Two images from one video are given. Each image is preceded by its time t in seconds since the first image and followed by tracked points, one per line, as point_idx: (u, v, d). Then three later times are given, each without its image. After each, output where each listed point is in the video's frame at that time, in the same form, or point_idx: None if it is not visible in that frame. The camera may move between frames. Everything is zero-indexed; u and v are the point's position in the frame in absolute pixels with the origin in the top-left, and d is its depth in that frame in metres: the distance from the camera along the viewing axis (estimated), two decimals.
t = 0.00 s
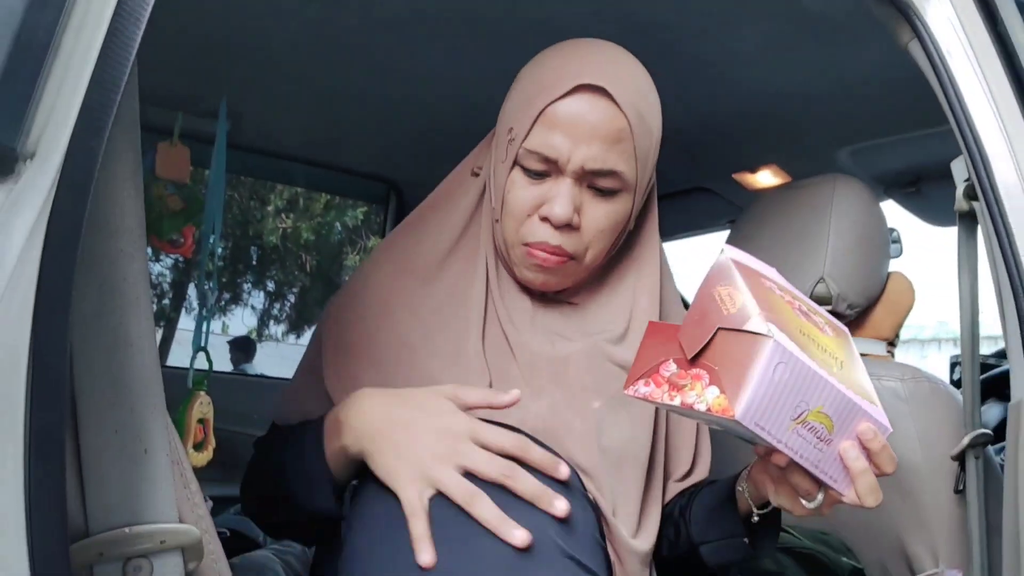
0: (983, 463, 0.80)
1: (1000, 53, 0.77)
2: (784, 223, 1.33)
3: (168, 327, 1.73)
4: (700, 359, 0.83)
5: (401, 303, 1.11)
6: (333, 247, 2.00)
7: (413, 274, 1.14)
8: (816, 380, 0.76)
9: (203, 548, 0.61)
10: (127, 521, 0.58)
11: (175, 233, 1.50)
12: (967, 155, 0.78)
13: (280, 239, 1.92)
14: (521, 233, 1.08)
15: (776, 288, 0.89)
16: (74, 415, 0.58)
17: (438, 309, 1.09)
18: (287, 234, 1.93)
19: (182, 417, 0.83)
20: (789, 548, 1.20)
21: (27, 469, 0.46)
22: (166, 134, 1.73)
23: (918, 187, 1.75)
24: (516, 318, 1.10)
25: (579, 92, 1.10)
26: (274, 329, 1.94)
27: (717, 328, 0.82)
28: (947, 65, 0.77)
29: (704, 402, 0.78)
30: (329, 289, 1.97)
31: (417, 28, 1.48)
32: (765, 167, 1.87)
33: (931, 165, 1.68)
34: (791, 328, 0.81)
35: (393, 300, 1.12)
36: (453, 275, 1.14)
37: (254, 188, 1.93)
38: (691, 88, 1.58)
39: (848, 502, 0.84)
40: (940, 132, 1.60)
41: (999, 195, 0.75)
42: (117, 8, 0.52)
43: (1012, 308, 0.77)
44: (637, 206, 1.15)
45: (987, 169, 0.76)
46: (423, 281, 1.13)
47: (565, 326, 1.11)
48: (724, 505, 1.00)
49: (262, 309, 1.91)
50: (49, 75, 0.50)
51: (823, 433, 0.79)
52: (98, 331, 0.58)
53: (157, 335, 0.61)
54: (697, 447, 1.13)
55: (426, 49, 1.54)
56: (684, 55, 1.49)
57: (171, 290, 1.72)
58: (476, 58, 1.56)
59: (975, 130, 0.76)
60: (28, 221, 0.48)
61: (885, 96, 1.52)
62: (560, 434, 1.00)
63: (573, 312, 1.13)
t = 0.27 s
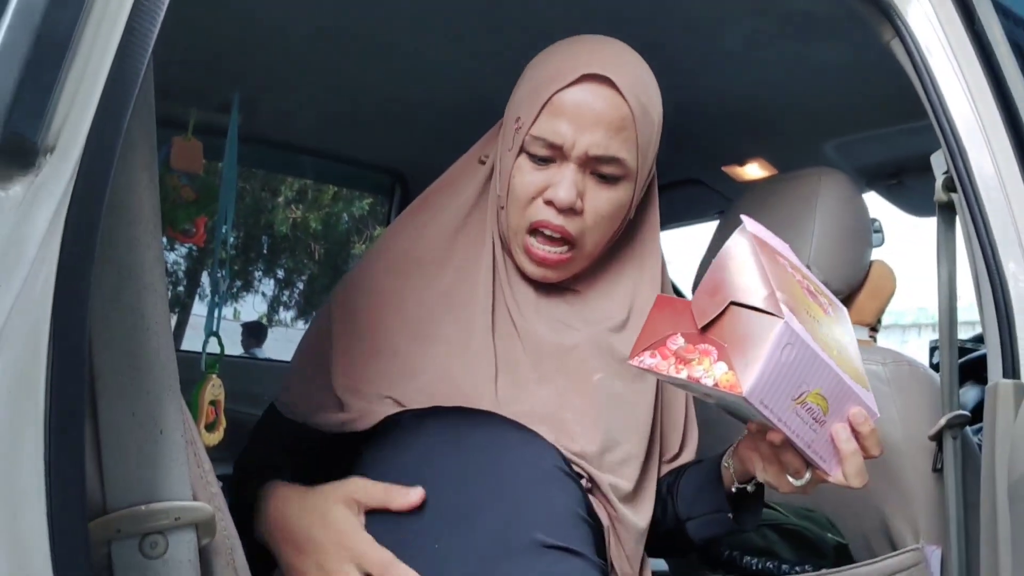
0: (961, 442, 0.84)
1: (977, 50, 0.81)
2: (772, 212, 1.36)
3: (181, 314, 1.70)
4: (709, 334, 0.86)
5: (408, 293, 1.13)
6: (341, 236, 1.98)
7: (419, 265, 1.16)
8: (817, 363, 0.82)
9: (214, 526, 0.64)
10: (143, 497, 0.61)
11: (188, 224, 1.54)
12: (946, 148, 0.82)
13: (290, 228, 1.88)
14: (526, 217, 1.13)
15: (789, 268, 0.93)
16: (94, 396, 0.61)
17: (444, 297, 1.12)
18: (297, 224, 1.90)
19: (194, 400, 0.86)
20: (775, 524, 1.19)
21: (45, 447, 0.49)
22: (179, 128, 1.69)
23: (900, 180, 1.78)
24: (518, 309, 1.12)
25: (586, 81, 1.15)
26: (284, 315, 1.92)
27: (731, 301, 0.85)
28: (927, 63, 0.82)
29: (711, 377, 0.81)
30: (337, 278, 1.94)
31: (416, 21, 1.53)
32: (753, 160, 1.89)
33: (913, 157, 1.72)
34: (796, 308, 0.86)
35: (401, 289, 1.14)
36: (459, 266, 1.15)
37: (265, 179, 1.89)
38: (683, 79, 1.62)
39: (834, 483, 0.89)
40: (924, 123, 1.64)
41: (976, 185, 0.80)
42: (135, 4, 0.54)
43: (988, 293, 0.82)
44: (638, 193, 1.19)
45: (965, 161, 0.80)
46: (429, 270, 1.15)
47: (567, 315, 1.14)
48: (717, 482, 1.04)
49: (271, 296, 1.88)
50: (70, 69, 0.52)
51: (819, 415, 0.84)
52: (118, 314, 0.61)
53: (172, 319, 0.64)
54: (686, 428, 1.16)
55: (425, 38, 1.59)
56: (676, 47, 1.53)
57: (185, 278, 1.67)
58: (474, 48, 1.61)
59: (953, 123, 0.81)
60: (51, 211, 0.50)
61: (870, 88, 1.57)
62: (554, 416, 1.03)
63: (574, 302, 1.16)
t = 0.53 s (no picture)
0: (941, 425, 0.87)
1: (956, 50, 0.85)
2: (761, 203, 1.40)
3: (194, 300, 1.88)
4: (715, 312, 0.87)
5: (412, 284, 1.16)
6: (346, 227, 2.10)
7: (422, 257, 1.19)
8: (820, 345, 0.83)
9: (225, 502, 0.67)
10: (157, 476, 0.65)
11: (201, 215, 1.77)
12: (926, 143, 0.86)
13: (298, 220, 2.02)
14: (514, 198, 1.16)
15: (790, 251, 0.94)
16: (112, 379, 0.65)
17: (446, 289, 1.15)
18: (305, 216, 2.03)
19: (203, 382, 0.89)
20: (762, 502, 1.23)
21: (65, 423, 0.52)
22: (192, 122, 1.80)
23: (881, 173, 1.84)
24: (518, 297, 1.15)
25: (570, 69, 1.20)
26: (292, 302, 2.09)
27: (736, 281, 0.86)
28: (908, 62, 0.86)
29: (718, 354, 0.82)
30: (343, 267, 2.07)
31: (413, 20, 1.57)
32: (741, 154, 1.94)
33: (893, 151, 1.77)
34: (799, 289, 0.87)
35: (403, 281, 1.17)
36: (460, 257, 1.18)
37: (275, 172, 2.00)
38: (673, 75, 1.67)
39: (826, 459, 0.91)
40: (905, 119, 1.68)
41: (955, 178, 0.84)
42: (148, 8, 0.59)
43: (968, 281, 0.86)
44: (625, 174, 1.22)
45: (944, 156, 0.85)
46: (431, 261, 1.18)
47: (565, 301, 1.17)
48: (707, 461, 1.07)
49: (281, 284, 2.04)
50: (86, 68, 0.56)
51: (816, 393, 0.86)
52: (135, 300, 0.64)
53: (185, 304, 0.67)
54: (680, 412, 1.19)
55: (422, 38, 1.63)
56: (666, 43, 1.57)
57: (198, 266, 1.85)
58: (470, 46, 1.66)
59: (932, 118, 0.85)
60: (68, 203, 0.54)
61: (854, 85, 1.61)
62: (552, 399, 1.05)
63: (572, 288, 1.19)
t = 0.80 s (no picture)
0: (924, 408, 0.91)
1: (937, 49, 0.89)
2: (749, 196, 1.44)
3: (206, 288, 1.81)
4: (717, 321, 0.87)
5: (415, 271, 1.19)
6: (352, 218, 2.11)
7: (425, 248, 1.22)
8: (813, 346, 0.83)
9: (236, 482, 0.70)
10: (170, 458, 0.67)
11: (213, 207, 1.68)
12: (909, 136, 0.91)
13: (306, 210, 2.00)
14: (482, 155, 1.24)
15: (779, 254, 0.95)
16: (129, 361, 0.67)
17: (447, 277, 1.17)
18: (313, 207, 2.02)
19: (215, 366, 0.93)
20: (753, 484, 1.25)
21: (82, 409, 0.53)
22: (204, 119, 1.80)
23: (865, 166, 1.87)
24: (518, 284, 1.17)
25: (539, 50, 1.32)
26: (301, 290, 2.01)
27: (737, 292, 0.87)
28: (890, 57, 0.91)
29: (719, 357, 0.82)
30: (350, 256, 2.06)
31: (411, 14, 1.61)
32: (732, 147, 1.98)
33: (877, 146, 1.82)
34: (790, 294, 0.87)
35: (405, 269, 1.20)
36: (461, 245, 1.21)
37: (282, 166, 1.99)
38: (664, 68, 1.70)
39: (819, 456, 0.91)
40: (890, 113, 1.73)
41: (936, 172, 0.88)
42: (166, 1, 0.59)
43: (949, 270, 0.90)
44: (595, 134, 1.26)
45: (925, 148, 0.89)
46: (432, 248, 1.22)
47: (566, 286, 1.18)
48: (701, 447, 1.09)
49: (289, 273, 1.98)
50: (104, 67, 0.56)
51: (810, 393, 0.86)
52: (151, 285, 0.68)
53: (197, 293, 0.70)
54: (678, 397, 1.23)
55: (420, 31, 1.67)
56: (657, 37, 1.60)
57: (209, 257, 1.80)
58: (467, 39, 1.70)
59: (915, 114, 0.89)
60: (89, 197, 0.54)
61: (840, 80, 1.65)
62: (552, 386, 1.08)
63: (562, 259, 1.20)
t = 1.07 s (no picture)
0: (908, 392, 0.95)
1: (920, 47, 0.94)
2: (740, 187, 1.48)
3: (218, 279, 1.96)
4: (706, 297, 0.92)
5: (417, 264, 1.23)
6: (358, 209, 2.27)
7: (428, 241, 1.26)
8: (799, 329, 0.89)
9: (246, 463, 0.74)
10: (183, 439, 0.71)
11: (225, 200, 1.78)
12: (892, 131, 0.95)
13: (313, 202, 2.14)
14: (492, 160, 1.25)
15: (778, 233, 0.98)
16: (141, 348, 0.70)
17: (447, 269, 1.21)
18: (320, 199, 2.15)
19: (227, 353, 0.96)
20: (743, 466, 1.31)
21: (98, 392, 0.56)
22: (215, 114, 1.89)
23: (851, 159, 1.93)
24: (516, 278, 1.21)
25: (548, 54, 1.31)
26: (309, 279, 2.19)
27: (726, 268, 0.91)
28: (875, 53, 0.95)
29: (705, 337, 0.87)
30: (355, 247, 2.22)
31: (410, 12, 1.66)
32: (721, 142, 2.05)
33: (863, 140, 1.87)
34: (784, 274, 0.92)
35: (411, 268, 1.23)
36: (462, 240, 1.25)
37: (291, 159, 2.10)
38: (656, 66, 1.76)
39: (803, 434, 0.97)
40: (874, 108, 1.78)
41: (918, 165, 0.92)
42: None
43: (931, 259, 0.94)
44: (603, 141, 1.29)
45: (908, 142, 0.92)
46: (436, 242, 1.25)
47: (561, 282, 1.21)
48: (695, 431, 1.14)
49: (298, 263, 2.15)
50: (118, 67, 0.59)
51: (796, 372, 0.91)
52: (162, 275, 0.70)
53: (208, 283, 0.73)
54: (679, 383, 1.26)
55: (418, 28, 1.73)
56: (648, 36, 1.66)
57: (220, 246, 1.91)
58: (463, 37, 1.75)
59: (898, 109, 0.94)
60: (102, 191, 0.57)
61: (824, 76, 1.70)
62: (552, 370, 1.11)
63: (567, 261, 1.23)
